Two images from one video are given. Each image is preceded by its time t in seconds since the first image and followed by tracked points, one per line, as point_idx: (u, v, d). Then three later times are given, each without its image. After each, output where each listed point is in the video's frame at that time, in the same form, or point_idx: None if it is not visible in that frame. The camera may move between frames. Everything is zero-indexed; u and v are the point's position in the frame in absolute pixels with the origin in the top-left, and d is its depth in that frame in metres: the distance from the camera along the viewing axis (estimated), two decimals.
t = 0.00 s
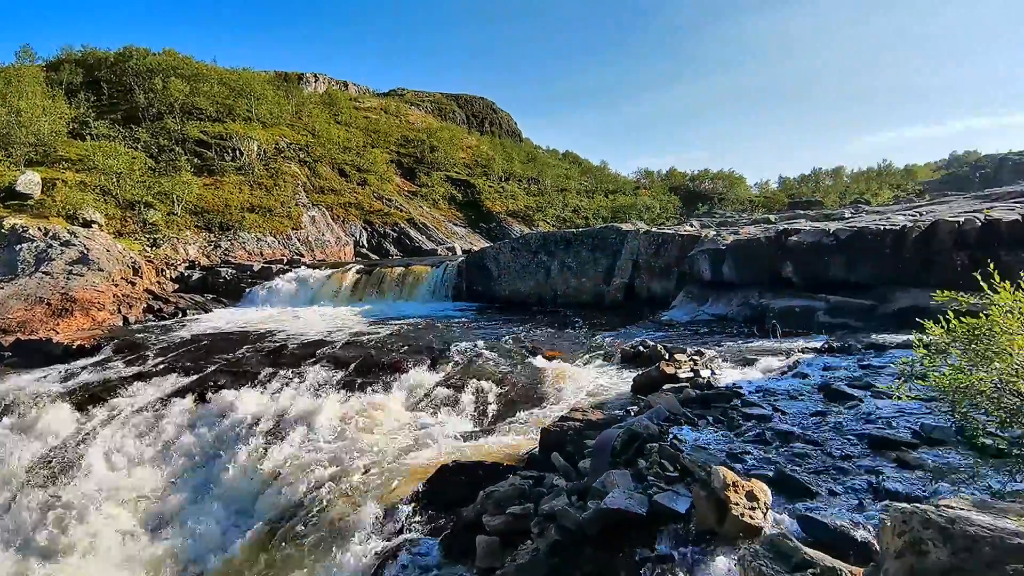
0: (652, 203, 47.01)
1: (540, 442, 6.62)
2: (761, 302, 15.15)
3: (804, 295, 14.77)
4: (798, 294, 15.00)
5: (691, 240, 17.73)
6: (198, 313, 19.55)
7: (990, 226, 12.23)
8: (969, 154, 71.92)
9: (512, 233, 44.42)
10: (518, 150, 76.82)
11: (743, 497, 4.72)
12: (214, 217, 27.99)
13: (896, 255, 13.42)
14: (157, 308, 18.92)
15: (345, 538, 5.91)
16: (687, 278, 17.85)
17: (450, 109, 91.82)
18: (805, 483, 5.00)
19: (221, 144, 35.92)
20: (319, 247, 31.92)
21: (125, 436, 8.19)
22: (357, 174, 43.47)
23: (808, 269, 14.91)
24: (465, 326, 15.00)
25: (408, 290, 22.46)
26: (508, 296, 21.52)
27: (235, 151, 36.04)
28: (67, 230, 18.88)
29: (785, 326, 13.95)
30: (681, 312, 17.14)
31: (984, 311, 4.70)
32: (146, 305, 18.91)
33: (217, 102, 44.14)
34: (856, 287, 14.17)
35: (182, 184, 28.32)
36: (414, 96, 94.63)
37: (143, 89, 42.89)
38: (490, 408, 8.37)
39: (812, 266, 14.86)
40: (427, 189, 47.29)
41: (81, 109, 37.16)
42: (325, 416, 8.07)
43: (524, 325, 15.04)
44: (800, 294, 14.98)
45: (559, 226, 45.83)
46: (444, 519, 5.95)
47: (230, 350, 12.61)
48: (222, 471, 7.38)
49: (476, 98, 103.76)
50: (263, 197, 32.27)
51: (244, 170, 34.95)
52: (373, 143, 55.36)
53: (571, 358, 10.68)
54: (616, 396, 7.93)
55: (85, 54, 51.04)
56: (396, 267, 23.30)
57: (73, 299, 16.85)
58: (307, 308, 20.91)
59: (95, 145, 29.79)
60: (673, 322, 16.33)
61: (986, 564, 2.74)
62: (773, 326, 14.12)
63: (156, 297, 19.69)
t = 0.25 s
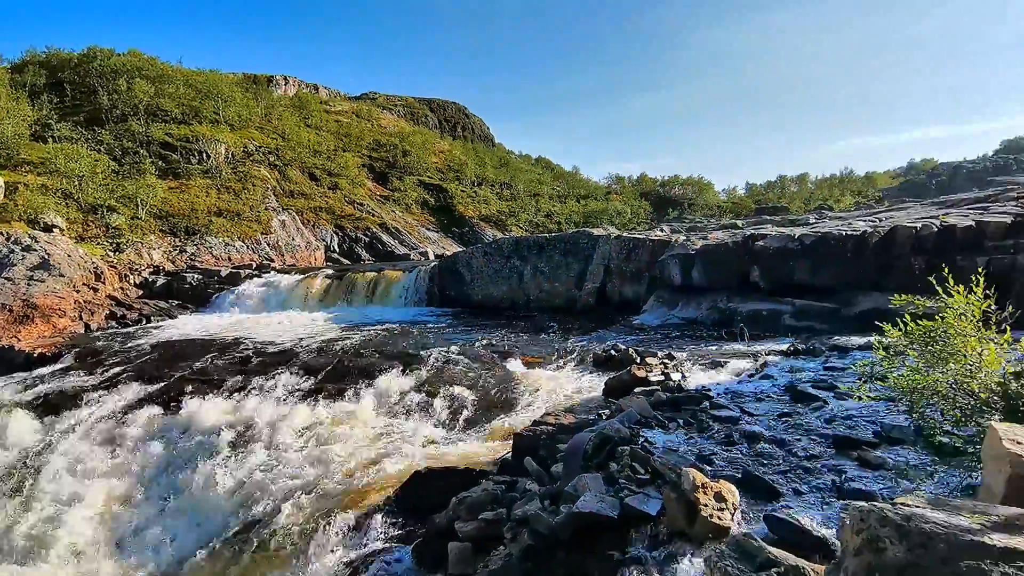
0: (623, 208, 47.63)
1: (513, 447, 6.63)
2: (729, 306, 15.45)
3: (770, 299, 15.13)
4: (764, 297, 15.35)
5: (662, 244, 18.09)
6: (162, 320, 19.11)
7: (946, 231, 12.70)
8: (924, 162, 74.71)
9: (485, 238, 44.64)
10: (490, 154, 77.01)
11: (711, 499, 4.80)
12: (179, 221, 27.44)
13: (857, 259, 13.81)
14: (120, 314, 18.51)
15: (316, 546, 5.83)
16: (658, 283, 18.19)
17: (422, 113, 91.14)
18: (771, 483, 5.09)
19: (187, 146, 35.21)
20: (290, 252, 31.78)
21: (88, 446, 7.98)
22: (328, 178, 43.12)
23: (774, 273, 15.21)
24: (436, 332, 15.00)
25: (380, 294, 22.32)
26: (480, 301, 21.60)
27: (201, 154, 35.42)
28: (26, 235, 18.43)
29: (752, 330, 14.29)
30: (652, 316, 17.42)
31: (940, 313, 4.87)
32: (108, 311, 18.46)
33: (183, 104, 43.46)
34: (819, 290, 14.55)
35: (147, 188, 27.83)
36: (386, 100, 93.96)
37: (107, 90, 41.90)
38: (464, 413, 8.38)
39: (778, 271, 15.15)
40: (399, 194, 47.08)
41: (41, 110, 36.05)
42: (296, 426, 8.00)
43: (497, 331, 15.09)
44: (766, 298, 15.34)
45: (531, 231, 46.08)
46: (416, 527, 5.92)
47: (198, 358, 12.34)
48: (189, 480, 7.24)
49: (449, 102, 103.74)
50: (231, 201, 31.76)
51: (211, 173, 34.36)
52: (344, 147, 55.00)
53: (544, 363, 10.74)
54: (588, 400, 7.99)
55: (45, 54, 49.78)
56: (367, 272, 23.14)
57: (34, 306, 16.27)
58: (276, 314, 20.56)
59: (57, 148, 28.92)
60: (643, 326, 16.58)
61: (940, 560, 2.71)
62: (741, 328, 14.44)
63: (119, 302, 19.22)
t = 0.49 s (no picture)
0: (594, 211, 47.98)
1: (486, 450, 6.64)
2: (698, 307, 15.76)
3: (734, 301, 15.61)
4: (731, 298, 15.84)
5: (632, 246, 18.42)
6: (125, 325, 18.66)
7: (902, 234, 13.37)
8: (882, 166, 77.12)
9: (456, 240, 44.63)
10: (462, 157, 76.89)
11: (681, 498, 4.85)
12: (142, 223, 26.72)
13: (820, 261, 14.40)
14: (81, 320, 17.99)
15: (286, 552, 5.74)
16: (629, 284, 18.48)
17: (394, 114, 90.28)
18: (738, 481, 5.19)
19: (150, 147, 34.35)
20: (258, 255, 31.28)
21: (50, 457, 7.78)
22: (297, 180, 42.61)
23: (740, 275, 15.63)
24: (407, 335, 14.96)
25: (350, 297, 22.24)
26: (451, 304, 21.54)
27: (165, 155, 34.59)
28: None
29: (718, 330, 14.54)
30: (622, 317, 17.57)
31: (896, 313, 5.02)
32: (69, 317, 17.90)
33: (147, 105, 42.56)
34: (783, 290, 15.15)
35: (108, 190, 27.14)
36: (356, 100, 92.66)
37: (67, 89, 40.62)
38: (437, 416, 8.36)
39: (742, 274, 15.58)
40: (370, 196, 46.67)
41: None
42: (266, 431, 7.90)
43: (468, 333, 15.09)
44: (733, 298, 15.84)
45: (503, 234, 46.06)
46: (387, 531, 5.89)
47: (164, 364, 12.05)
48: (154, 490, 7.11)
49: (421, 104, 103.25)
50: (196, 203, 31.10)
51: (175, 174, 33.58)
52: (313, 148, 54.41)
53: (516, 365, 10.79)
54: (561, 401, 8.02)
55: None
56: (337, 274, 23.02)
57: None
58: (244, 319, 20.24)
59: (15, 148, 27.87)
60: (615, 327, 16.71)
61: (897, 554, 2.78)
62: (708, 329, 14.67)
63: (79, 307, 18.71)
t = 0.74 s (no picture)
0: (568, 212, 48.25)
1: (460, 451, 6.62)
2: (669, 307, 15.85)
3: (705, 301, 15.75)
4: (702, 298, 16.00)
5: (603, 248, 18.76)
6: (88, 329, 18.13)
7: (865, 235, 13.79)
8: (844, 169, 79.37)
9: (429, 241, 44.32)
10: (435, 158, 76.70)
11: (652, 496, 4.90)
12: (105, 224, 25.98)
13: (787, 261, 14.70)
14: (43, 324, 17.43)
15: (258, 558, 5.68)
16: (601, 285, 18.82)
17: (365, 115, 89.48)
18: (710, 478, 5.27)
19: (113, 146, 33.44)
20: (226, 257, 30.72)
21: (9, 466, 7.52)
22: (266, 181, 42.13)
23: (711, 275, 15.82)
24: (379, 337, 14.92)
25: (322, 300, 21.91)
26: (424, 306, 21.60)
27: (129, 155, 33.73)
28: None
29: (690, 329, 14.56)
30: (595, 318, 17.71)
31: (858, 311, 5.17)
32: (29, 321, 17.31)
33: (111, 103, 41.63)
34: (752, 291, 15.39)
35: (70, 190, 26.36)
36: (328, 101, 91.55)
37: (25, 86, 39.33)
38: (411, 419, 8.30)
39: (713, 275, 15.78)
40: (341, 197, 46.27)
41: None
42: (236, 435, 7.78)
43: (440, 335, 15.16)
44: (704, 299, 16.00)
45: (477, 234, 46.01)
46: (361, 536, 5.85)
47: (129, 369, 11.77)
48: (118, 498, 6.94)
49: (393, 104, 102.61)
50: (160, 203, 30.45)
51: (140, 174, 32.82)
52: (283, 148, 53.78)
53: (490, 366, 10.83)
54: (535, 401, 8.04)
55: None
56: (308, 277, 22.68)
57: None
58: (211, 322, 19.84)
59: None
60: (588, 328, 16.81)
61: (860, 547, 2.83)
62: (680, 330, 14.61)
63: (39, 311, 18.20)
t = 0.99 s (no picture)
0: (543, 213, 48.23)
1: (436, 453, 6.58)
2: (644, 307, 16.01)
3: (679, 301, 15.98)
4: (676, 298, 16.19)
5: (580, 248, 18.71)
6: (54, 332, 17.69)
7: (832, 236, 14.05)
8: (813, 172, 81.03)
9: (405, 242, 43.79)
10: (410, 158, 76.28)
11: (628, 494, 4.93)
12: (72, 225, 25.33)
13: (758, 261, 14.94)
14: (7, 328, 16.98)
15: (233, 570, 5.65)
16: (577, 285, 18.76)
17: (339, 115, 88.56)
18: (682, 476, 5.32)
19: (81, 146, 32.65)
20: (195, 259, 30.08)
21: None
22: (237, 181, 41.52)
23: (684, 275, 16.09)
24: (353, 339, 14.86)
25: (295, 303, 21.70)
26: (399, 308, 21.52)
27: (97, 155, 32.95)
28: None
29: (665, 330, 14.62)
30: (571, 318, 17.83)
31: (825, 310, 5.29)
32: None
33: (78, 101, 40.73)
34: (724, 291, 15.63)
35: (36, 189, 25.62)
36: (301, 100, 90.13)
37: None
38: (386, 422, 8.28)
39: (686, 274, 16.06)
40: (315, 198, 45.75)
41: None
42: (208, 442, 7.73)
43: (414, 337, 15.14)
44: (678, 299, 16.21)
45: (452, 236, 45.71)
46: (336, 541, 5.80)
47: (98, 373, 11.51)
48: (87, 507, 6.82)
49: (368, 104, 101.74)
50: (128, 203, 29.81)
51: (108, 174, 32.13)
52: (255, 148, 53.05)
53: (466, 367, 10.85)
54: (511, 403, 8.05)
55: None
56: (281, 279, 22.44)
57: None
58: (180, 325, 19.51)
59: None
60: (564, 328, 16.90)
61: (826, 541, 2.91)
62: (654, 329, 14.72)
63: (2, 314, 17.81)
